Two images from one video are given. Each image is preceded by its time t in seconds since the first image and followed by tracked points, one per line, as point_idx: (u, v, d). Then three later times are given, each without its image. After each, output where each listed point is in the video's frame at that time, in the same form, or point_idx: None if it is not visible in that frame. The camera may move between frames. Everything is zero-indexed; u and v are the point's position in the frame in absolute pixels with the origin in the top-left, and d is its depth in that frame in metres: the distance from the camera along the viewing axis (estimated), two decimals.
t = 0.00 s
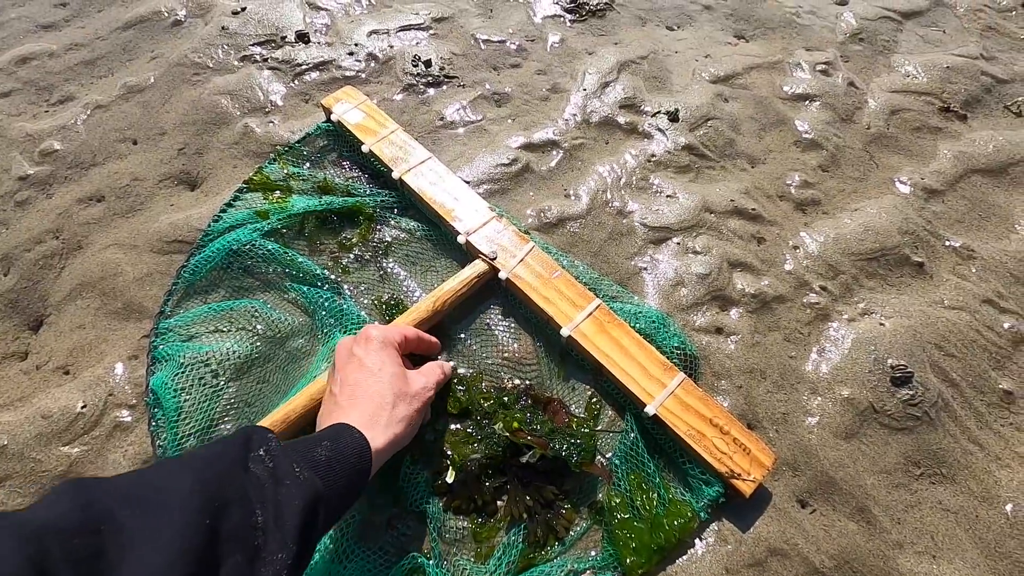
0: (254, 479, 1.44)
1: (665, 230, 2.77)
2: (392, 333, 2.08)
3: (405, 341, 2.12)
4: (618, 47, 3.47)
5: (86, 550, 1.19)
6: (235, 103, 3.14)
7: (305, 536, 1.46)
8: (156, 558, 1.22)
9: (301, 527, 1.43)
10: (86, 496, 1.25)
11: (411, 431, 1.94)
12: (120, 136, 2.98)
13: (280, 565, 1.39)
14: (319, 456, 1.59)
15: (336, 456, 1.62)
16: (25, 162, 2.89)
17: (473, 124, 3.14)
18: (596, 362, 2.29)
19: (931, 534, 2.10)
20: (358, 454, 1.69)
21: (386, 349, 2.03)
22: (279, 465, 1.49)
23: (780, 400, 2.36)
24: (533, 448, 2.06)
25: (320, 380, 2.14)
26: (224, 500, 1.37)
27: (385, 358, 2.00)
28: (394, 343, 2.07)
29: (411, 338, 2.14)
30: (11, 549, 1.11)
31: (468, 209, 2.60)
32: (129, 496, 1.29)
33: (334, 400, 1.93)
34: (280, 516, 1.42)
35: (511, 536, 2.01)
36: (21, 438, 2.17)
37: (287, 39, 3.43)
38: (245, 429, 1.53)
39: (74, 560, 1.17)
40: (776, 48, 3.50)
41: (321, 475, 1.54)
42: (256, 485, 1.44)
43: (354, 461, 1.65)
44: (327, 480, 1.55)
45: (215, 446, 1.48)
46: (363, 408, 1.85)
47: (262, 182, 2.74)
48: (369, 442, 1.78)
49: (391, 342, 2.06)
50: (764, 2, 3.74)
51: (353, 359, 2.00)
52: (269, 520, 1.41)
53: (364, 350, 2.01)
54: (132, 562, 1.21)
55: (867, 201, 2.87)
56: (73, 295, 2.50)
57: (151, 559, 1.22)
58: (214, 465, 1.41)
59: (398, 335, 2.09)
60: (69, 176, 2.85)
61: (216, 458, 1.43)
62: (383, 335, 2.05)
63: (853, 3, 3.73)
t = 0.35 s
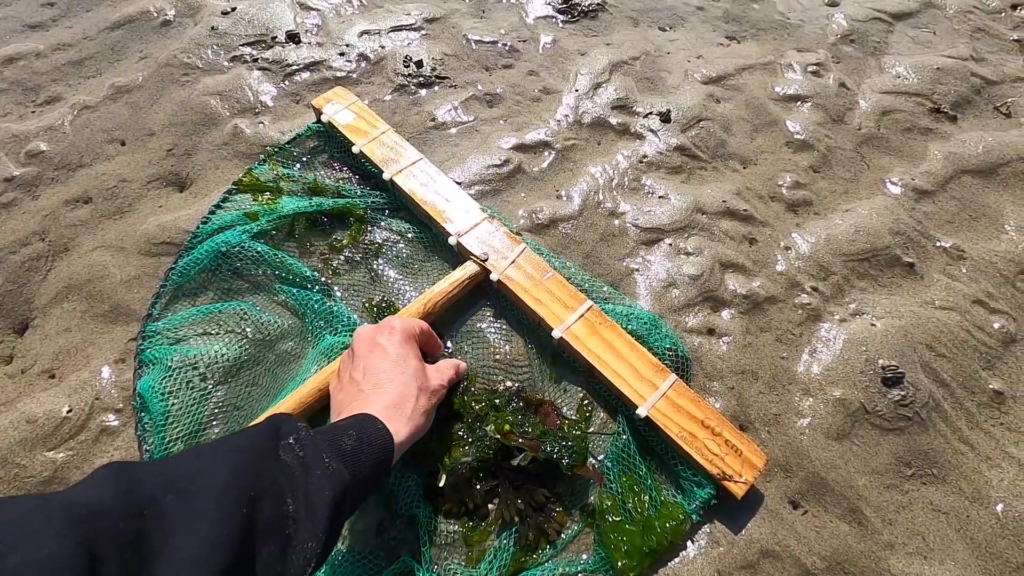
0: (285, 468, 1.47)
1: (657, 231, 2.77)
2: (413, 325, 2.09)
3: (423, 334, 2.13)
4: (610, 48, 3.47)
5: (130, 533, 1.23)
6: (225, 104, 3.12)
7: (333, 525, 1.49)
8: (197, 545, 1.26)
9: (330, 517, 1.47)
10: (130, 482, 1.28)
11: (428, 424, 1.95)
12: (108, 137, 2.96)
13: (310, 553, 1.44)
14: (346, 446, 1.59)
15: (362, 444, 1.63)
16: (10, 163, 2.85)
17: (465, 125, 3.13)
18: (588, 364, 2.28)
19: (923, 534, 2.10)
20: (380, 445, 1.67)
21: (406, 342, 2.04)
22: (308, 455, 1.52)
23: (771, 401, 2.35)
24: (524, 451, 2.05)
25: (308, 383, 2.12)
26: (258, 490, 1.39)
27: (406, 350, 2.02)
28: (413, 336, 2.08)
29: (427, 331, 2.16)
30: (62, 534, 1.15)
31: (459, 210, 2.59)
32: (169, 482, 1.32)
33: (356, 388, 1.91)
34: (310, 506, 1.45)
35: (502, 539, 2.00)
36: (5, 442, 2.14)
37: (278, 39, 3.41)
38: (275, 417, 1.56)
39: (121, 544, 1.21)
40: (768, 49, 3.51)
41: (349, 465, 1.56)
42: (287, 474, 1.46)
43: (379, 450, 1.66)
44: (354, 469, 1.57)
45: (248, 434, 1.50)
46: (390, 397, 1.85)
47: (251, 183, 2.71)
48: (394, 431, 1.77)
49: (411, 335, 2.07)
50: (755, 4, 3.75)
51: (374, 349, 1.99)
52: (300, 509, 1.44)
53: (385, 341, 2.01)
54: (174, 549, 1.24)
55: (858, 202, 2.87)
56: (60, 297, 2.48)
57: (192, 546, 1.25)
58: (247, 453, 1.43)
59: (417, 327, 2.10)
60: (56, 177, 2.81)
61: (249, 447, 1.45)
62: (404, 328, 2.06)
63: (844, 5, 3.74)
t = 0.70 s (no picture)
0: (269, 470, 1.44)
1: (655, 231, 2.75)
2: (405, 324, 2.06)
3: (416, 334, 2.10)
4: (610, 46, 3.45)
5: (107, 537, 1.20)
6: (222, 100, 3.10)
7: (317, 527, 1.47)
8: (177, 547, 1.23)
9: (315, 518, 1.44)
10: (109, 484, 1.26)
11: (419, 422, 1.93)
12: (103, 132, 2.94)
13: (293, 555, 1.41)
14: (331, 446, 1.57)
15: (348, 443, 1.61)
16: (5, 158, 2.83)
17: (463, 122, 3.12)
18: (584, 364, 2.27)
19: (919, 537, 2.10)
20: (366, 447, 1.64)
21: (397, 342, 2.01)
22: (292, 456, 1.49)
23: (768, 403, 2.34)
24: (519, 451, 2.04)
25: (303, 382, 2.10)
26: (240, 491, 1.37)
27: (396, 350, 1.99)
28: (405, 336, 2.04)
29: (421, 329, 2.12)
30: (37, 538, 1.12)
31: (456, 209, 2.58)
32: (149, 485, 1.29)
33: (346, 390, 1.89)
34: (294, 507, 1.43)
35: (497, 540, 1.99)
36: None
37: (276, 35, 3.39)
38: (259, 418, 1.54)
39: (99, 548, 1.18)
40: (768, 49, 3.50)
41: (335, 465, 1.53)
42: (271, 474, 1.44)
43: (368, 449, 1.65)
44: (341, 469, 1.54)
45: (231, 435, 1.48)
46: (378, 398, 1.83)
47: (248, 180, 2.70)
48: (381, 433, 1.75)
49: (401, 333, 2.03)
50: (756, 3, 3.74)
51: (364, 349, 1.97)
52: (283, 510, 1.41)
53: (376, 341, 1.98)
54: (153, 550, 1.21)
55: (857, 203, 2.86)
56: (54, 294, 2.46)
57: (172, 548, 1.22)
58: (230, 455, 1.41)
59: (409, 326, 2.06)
60: (51, 173, 2.80)
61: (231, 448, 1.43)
62: (394, 327, 2.03)
63: (845, 5, 3.73)
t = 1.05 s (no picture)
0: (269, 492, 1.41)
1: (658, 235, 2.76)
2: (397, 336, 2.07)
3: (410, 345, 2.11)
4: (614, 50, 3.47)
5: (102, 567, 1.17)
6: (228, 101, 3.12)
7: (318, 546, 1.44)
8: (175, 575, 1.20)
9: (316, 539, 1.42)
10: (105, 512, 1.23)
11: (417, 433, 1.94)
12: (110, 133, 2.95)
13: None
14: (330, 463, 1.55)
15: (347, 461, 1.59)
16: (13, 157, 2.85)
17: (468, 125, 3.13)
18: (587, 366, 2.27)
19: (921, 542, 2.10)
20: (367, 460, 1.65)
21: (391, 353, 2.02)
22: (290, 475, 1.46)
23: (771, 406, 2.35)
24: (522, 453, 2.05)
25: (308, 382, 2.11)
26: (238, 514, 1.34)
27: (389, 361, 2.00)
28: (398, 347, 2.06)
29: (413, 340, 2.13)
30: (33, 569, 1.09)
31: (460, 211, 2.59)
32: (145, 512, 1.26)
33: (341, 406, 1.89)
34: (294, 527, 1.40)
35: (499, 541, 2.00)
36: (3, 437, 2.13)
37: (282, 37, 3.41)
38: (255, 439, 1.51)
39: None
40: (771, 54, 3.51)
41: (335, 483, 1.52)
42: (272, 495, 1.41)
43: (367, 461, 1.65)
44: (340, 487, 1.53)
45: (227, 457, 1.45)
46: (374, 411, 1.84)
47: (253, 180, 2.71)
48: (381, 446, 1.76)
49: (394, 345, 2.04)
50: (759, 8, 3.75)
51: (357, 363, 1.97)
52: (283, 531, 1.39)
53: (368, 353, 1.99)
54: None
55: (860, 208, 2.87)
56: (60, 292, 2.47)
57: None
58: (227, 480, 1.39)
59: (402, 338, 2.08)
60: (58, 172, 2.81)
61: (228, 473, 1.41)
62: (386, 339, 2.04)
63: (848, 10, 3.74)
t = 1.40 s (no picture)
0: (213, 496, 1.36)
1: (668, 237, 2.76)
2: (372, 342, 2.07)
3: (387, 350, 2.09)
4: (625, 52, 3.47)
5: None
6: (242, 100, 3.14)
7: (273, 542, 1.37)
8: None
9: (267, 534, 1.36)
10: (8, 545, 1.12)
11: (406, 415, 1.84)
12: (125, 130, 2.99)
13: None
14: (290, 455, 1.51)
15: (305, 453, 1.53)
16: (30, 153, 2.89)
17: (479, 126, 3.14)
18: (596, 367, 2.27)
19: (931, 549, 2.08)
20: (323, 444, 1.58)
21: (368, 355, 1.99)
22: (234, 477, 1.40)
23: (780, 410, 2.34)
24: (530, 453, 2.06)
25: (318, 379, 2.12)
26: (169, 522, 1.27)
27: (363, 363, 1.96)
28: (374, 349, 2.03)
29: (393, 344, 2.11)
30: None
31: (470, 211, 2.60)
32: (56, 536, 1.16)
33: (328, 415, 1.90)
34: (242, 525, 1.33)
35: (506, 541, 2.00)
36: (18, 430, 2.16)
37: (295, 37, 3.43)
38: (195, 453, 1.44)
39: None
40: (783, 58, 3.50)
41: (290, 477, 1.46)
42: (217, 498, 1.35)
43: (338, 444, 1.59)
44: (299, 480, 1.47)
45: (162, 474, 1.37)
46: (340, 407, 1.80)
47: (265, 179, 2.74)
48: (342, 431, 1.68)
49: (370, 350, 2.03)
50: (772, 12, 3.75)
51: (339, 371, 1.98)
52: (230, 533, 1.31)
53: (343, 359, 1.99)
54: None
55: (871, 213, 2.86)
56: (74, 287, 2.50)
57: None
58: (168, 488, 1.33)
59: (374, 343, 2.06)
60: (73, 169, 2.84)
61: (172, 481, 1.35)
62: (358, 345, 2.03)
63: (861, 14, 3.73)
